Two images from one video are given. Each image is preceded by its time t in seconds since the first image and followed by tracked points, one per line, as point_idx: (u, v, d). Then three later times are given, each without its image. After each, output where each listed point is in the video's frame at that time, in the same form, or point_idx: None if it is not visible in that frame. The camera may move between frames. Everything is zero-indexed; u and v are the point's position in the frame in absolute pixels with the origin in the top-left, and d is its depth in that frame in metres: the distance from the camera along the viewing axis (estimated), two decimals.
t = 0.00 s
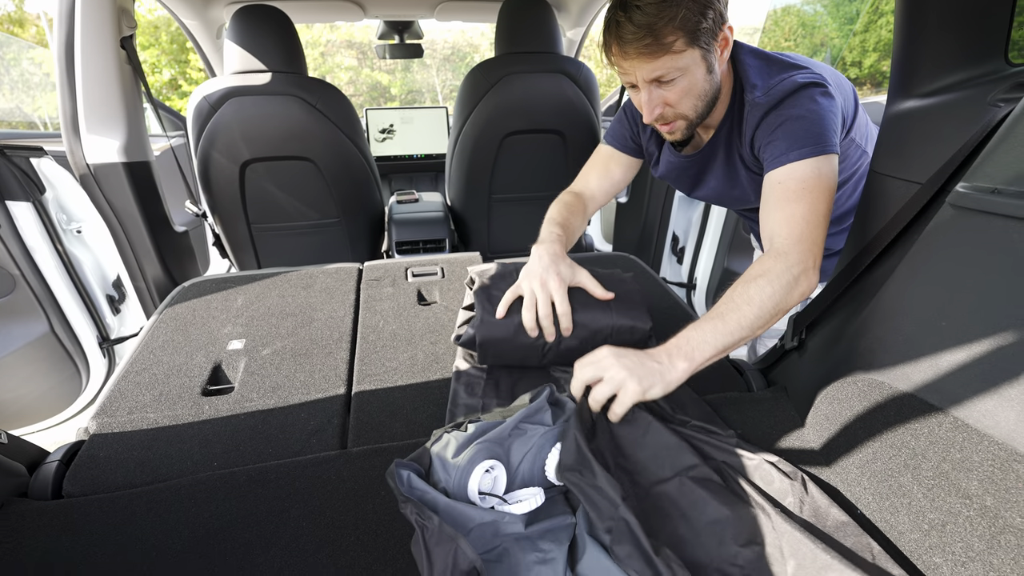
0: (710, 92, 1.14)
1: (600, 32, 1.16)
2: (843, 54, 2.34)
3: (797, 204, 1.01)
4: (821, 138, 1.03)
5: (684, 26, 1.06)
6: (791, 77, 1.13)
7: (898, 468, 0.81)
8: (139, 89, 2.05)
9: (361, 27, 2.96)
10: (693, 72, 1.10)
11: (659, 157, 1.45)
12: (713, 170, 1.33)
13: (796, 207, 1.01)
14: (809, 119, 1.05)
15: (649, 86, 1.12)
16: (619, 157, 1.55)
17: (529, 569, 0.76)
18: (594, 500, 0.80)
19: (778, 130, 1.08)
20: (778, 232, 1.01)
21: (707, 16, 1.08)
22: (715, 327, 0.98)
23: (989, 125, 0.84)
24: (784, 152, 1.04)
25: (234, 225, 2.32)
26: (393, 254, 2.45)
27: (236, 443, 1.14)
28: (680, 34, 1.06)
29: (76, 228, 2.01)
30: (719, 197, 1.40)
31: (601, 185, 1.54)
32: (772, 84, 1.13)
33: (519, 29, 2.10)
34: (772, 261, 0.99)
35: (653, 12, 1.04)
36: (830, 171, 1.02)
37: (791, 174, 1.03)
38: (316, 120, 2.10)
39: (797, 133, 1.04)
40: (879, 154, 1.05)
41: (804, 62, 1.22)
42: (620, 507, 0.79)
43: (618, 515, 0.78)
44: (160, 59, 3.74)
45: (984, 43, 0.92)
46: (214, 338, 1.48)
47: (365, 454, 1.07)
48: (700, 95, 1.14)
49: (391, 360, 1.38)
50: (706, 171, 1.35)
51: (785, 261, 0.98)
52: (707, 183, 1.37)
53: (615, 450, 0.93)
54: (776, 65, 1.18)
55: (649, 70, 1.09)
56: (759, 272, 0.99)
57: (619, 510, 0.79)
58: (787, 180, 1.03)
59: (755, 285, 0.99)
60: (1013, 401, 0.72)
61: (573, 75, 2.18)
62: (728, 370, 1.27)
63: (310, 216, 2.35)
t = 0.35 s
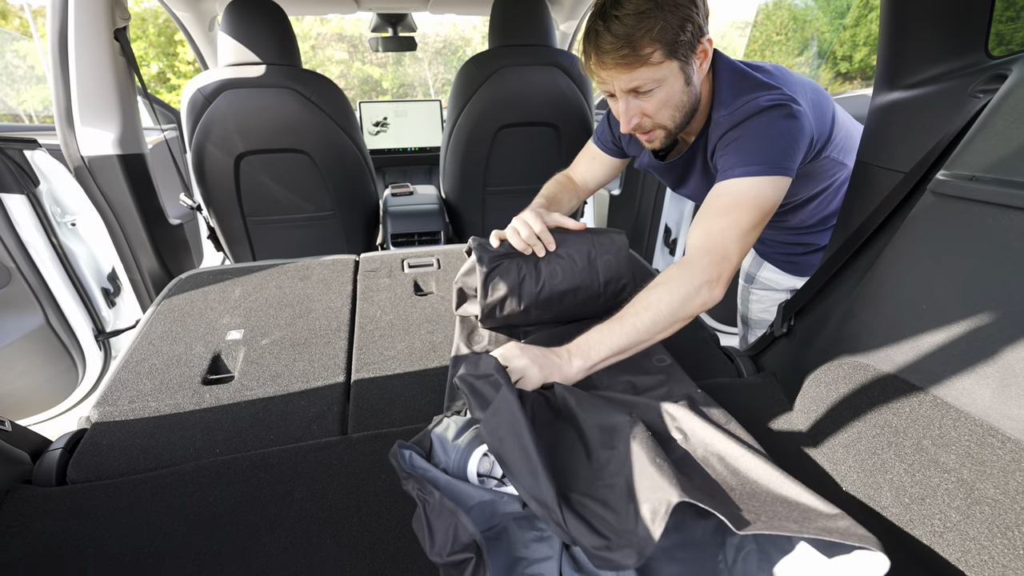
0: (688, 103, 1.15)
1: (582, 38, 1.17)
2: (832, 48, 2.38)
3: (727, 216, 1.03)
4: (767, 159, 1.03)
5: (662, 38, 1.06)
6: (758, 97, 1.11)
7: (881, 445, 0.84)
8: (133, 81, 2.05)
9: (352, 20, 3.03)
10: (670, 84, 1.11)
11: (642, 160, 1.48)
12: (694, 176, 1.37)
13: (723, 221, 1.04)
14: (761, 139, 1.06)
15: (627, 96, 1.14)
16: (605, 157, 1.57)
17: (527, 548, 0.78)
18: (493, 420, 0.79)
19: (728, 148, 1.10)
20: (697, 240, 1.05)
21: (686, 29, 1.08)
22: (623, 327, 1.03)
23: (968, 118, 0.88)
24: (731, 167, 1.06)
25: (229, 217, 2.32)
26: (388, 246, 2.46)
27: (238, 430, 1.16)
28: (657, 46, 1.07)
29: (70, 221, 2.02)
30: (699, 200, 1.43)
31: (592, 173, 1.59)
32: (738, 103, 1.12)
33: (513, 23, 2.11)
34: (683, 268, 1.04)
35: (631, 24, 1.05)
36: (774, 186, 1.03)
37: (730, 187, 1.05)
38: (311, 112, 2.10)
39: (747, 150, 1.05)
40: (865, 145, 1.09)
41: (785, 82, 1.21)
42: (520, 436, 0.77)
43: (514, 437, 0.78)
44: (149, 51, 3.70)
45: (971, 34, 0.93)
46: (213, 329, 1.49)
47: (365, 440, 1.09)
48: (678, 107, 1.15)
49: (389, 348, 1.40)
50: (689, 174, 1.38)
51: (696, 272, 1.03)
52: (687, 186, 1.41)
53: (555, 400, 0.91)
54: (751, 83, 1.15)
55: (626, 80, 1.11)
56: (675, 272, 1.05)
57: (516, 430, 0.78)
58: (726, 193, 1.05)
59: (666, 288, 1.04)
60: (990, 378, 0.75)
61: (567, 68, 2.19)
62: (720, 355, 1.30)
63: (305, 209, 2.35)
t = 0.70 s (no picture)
0: (675, 90, 1.18)
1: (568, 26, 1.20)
2: (823, 42, 2.40)
3: (769, 195, 0.98)
4: (785, 133, 1.01)
5: (647, 22, 1.09)
6: (752, 80, 1.10)
7: (867, 424, 0.88)
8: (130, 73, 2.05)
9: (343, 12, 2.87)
10: (656, 69, 1.14)
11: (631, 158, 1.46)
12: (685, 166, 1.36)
13: (766, 198, 0.98)
14: (768, 118, 1.03)
15: (614, 82, 1.17)
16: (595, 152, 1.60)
17: (530, 525, 0.81)
18: (554, 435, 0.85)
19: (736, 130, 1.07)
20: (747, 225, 1.00)
21: (670, 14, 1.11)
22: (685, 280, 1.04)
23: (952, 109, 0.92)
24: (750, 148, 1.02)
25: (226, 210, 2.33)
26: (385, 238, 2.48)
27: (243, 416, 1.18)
28: (642, 30, 1.09)
29: (67, 213, 2.01)
30: (688, 191, 1.43)
31: (580, 173, 1.62)
32: (732, 87, 1.11)
33: (507, 17, 2.11)
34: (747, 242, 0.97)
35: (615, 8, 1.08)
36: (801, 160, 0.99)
37: (756, 167, 1.01)
38: (308, 105, 2.11)
39: (759, 131, 1.02)
40: (854, 139, 1.12)
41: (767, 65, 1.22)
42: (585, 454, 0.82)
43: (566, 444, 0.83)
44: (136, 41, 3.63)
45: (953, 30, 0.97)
46: (214, 319, 1.51)
47: (369, 425, 1.12)
48: (665, 93, 1.18)
49: (389, 337, 1.43)
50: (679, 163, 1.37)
51: (762, 244, 0.96)
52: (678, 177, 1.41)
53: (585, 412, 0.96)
54: (739, 67, 1.16)
55: (613, 65, 1.13)
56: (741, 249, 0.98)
57: (575, 439, 0.83)
58: (755, 173, 1.01)
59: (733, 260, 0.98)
60: (969, 358, 0.79)
61: (562, 61, 2.21)
62: (713, 341, 1.33)
63: (302, 201, 2.37)
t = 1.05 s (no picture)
0: (694, 74, 1.16)
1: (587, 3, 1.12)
2: (814, 36, 2.42)
3: (778, 198, 1.03)
4: (797, 131, 1.05)
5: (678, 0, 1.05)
6: (769, 67, 1.12)
7: (854, 406, 0.91)
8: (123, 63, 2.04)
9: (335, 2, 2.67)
10: (682, 51, 1.11)
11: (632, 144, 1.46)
12: (687, 161, 1.37)
13: (773, 201, 1.03)
14: (784, 112, 1.06)
15: (640, 63, 1.11)
16: (592, 134, 1.54)
17: (528, 505, 0.83)
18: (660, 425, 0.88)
19: (753, 122, 1.09)
20: (762, 228, 1.04)
21: None
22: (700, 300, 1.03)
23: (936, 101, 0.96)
24: (764, 144, 1.05)
25: (221, 201, 2.33)
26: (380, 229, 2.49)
27: (245, 404, 1.20)
28: (674, 9, 1.05)
29: (61, 203, 2.02)
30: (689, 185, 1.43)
31: (574, 165, 1.55)
32: (750, 74, 1.13)
33: (502, 7, 2.11)
34: (755, 253, 1.02)
35: None
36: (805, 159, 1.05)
37: (768, 166, 1.05)
38: (303, 95, 2.11)
39: (775, 126, 1.05)
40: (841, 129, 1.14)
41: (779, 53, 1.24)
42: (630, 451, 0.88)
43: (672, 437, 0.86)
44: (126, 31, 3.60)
45: (939, 22, 1.00)
46: (212, 309, 1.52)
47: (369, 412, 1.14)
48: (685, 77, 1.15)
49: (388, 326, 1.44)
50: (679, 161, 1.38)
51: (771, 252, 1.01)
52: (677, 174, 1.42)
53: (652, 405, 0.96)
54: (756, 54, 1.18)
55: (642, 44, 1.08)
56: (750, 257, 1.01)
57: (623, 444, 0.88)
58: (767, 172, 1.05)
59: (743, 273, 1.01)
60: (951, 340, 0.83)
61: (556, 53, 2.22)
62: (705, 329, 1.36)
63: (297, 192, 2.37)
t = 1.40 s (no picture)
0: (726, 107, 1.13)
1: (631, 19, 1.07)
2: (807, 30, 2.43)
3: (769, 224, 1.05)
4: (803, 160, 1.07)
5: (731, 33, 1.01)
6: (794, 93, 1.09)
7: (847, 392, 0.93)
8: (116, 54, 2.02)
9: None
10: (722, 84, 1.07)
11: (645, 162, 1.39)
12: (700, 182, 1.35)
13: (766, 226, 1.05)
14: (802, 141, 1.07)
15: (677, 90, 1.07)
16: (605, 169, 1.41)
17: (529, 489, 0.83)
18: (609, 412, 0.86)
19: (770, 147, 1.08)
20: (742, 247, 1.05)
21: (749, 29, 1.05)
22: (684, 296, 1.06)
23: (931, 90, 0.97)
24: (775, 167, 1.05)
25: (215, 193, 2.32)
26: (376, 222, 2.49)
27: (243, 394, 1.20)
28: (725, 40, 1.01)
29: (53, 196, 1.99)
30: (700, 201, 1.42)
31: (590, 206, 1.39)
32: (775, 100, 1.09)
33: None
34: (726, 270, 1.04)
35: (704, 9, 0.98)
36: (805, 189, 1.08)
37: (772, 189, 1.06)
38: (298, 87, 2.10)
39: (791, 152, 1.06)
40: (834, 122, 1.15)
41: (803, 72, 1.20)
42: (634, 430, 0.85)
43: (627, 422, 0.85)
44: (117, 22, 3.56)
45: (935, 14, 1.02)
46: (209, 300, 1.52)
47: (368, 401, 1.14)
48: (718, 109, 1.12)
49: (386, 317, 1.45)
50: (694, 182, 1.35)
51: (744, 275, 1.03)
52: (692, 194, 1.39)
53: (604, 385, 0.94)
54: (782, 77, 1.13)
55: (686, 71, 1.03)
56: (721, 275, 1.03)
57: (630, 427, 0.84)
58: (767, 195, 1.06)
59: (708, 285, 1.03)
60: (942, 326, 0.84)
61: (552, 45, 2.22)
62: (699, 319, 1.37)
63: (292, 185, 2.37)
